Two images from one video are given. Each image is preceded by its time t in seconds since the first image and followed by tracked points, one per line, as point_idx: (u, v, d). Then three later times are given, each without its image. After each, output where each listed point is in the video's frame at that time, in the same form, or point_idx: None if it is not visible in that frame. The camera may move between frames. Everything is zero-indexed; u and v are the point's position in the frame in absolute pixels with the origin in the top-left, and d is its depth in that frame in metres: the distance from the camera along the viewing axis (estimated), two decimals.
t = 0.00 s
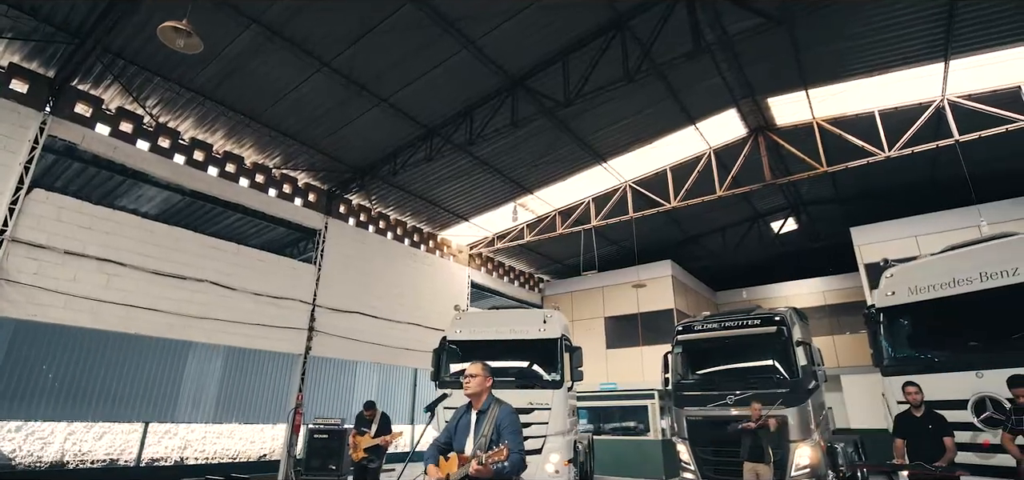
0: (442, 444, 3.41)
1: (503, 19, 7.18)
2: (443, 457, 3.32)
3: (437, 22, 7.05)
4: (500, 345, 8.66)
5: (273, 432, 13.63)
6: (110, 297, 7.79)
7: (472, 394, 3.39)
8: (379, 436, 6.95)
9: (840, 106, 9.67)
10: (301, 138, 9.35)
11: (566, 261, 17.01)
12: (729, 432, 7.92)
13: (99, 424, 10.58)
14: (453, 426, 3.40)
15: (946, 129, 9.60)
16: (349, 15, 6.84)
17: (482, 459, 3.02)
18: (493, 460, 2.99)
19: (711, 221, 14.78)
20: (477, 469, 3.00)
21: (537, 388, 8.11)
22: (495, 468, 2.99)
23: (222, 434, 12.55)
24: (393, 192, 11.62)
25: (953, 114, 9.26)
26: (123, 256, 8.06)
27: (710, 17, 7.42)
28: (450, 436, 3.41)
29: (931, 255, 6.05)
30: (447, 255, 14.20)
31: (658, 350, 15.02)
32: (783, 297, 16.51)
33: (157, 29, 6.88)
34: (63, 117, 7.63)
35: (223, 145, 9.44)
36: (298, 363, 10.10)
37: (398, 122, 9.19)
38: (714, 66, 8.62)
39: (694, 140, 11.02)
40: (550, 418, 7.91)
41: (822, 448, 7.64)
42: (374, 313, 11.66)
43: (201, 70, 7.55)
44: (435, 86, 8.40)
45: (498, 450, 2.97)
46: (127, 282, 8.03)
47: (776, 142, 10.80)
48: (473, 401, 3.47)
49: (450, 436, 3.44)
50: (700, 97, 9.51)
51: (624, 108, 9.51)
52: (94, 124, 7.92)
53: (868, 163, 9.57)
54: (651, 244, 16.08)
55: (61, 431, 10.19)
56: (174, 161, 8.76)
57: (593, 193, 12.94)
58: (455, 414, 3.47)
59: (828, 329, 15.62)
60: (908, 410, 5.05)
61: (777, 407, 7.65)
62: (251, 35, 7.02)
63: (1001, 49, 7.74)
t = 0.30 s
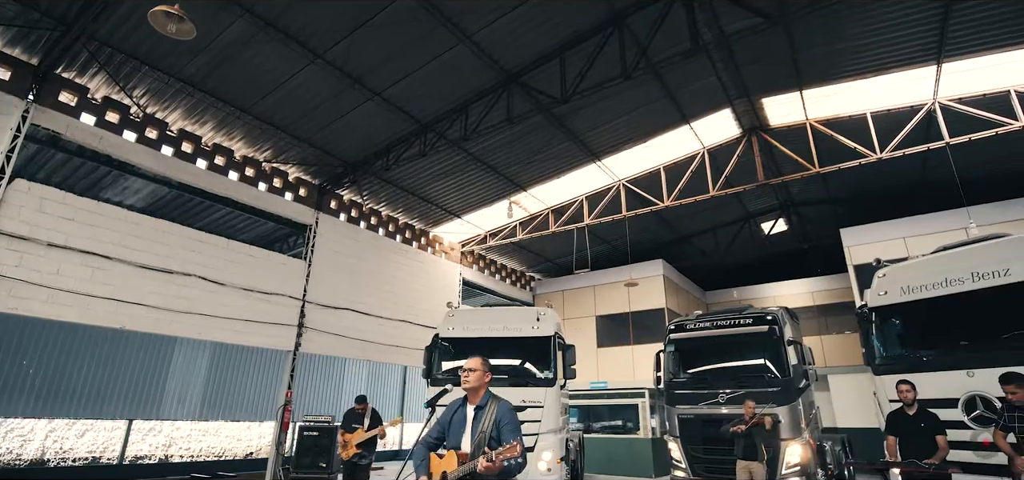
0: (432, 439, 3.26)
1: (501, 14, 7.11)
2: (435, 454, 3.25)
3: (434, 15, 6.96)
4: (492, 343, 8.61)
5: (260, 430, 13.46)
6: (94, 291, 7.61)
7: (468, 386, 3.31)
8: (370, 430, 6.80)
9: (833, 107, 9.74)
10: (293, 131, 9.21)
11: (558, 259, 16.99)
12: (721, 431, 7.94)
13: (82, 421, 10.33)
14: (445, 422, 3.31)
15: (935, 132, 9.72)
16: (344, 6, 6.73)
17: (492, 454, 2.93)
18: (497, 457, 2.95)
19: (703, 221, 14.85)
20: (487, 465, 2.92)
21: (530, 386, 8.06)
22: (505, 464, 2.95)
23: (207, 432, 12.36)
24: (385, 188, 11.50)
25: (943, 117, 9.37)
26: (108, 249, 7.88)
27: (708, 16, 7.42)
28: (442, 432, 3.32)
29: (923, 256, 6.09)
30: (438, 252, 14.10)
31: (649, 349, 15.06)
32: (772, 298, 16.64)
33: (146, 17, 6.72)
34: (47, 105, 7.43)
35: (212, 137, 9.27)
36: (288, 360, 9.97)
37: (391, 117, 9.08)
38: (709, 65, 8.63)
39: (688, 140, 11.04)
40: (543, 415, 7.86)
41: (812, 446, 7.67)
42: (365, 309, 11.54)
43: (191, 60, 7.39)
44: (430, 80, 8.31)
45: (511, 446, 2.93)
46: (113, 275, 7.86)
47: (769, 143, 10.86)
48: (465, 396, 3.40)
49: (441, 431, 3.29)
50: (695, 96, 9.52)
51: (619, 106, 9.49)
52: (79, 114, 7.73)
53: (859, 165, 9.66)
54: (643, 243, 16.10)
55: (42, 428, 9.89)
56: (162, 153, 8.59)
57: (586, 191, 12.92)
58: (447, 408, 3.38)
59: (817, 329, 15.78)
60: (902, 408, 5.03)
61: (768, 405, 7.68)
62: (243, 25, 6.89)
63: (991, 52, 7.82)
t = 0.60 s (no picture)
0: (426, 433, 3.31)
1: (497, 6, 7.03)
2: (430, 447, 3.19)
3: (429, 6, 6.85)
4: (486, 340, 8.53)
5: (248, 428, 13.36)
6: (79, 285, 7.43)
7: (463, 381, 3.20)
8: (361, 425, 6.72)
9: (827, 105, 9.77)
10: (284, 124, 9.05)
11: (550, 257, 16.93)
12: (715, 428, 7.95)
13: (66, 419, 10.10)
14: (440, 417, 3.24)
15: (927, 131, 9.78)
16: None
17: (499, 452, 2.87)
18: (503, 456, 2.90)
19: (696, 219, 14.86)
20: (497, 463, 2.85)
21: (524, 383, 8.01)
22: (515, 462, 2.91)
23: (195, 430, 12.24)
24: (377, 183, 11.37)
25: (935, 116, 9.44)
26: (93, 243, 7.70)
27: (704, 12, 7.39)
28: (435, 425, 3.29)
29: (917, 253, 6.12)
30: (431, 248, 13.98)
31: (641, 347, 15.07)
32: (763, 295, 16.73)
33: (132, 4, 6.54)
34: (30, 94, 7.23)
35: (201, 130, 9.09)
36: (278, 357, 9.82)
37: (384, 110, 8.96)
38: (705, 61, 8.62)
39: (682, 136, 11.04)
40: (538, 413, 7.81)
41: (805, 442, 7.69)
42: (356, 306, 11.41)
43: (179, 50, 7.22)
44: (425, 74, 8.20)
45: (523, 444, 2.89)
46: (98, 270, 7.68)
47: (763, 141, 10.88)
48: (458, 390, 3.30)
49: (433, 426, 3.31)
50: (690, 92, 9.51)
51: (614, 102, 9.44)
52: (63, 104, 7.54)
53: (852, 163, 9.70)
54: (635, 241, 16.10)
55: (24, 426, 9.66)
56: (149, 145, 8.41)
57: (579, 188, 12.87)
58: (440, 402, 3.30)
59: (807, 327, 15.88)
60: (900, 404, 5.13)
61: (761, 402, 7.70)
62: (233, 14, 6.73)
63: (984, 52, 7.87)
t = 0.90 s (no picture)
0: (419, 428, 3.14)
1: None
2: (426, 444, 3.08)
3: None
4: (480, 335, 8.45)
5: (238, 424, 13.14)
6: (63, 279, 7.24)
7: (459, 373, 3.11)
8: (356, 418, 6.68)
9: (822, 102, 9.79)
10: (274, 116, 8.88)
11: (543, 252, 16.88)
12: (710, 424, 7.95)
13: (50, 416, 9.86)
14: (436, 412, 3.12)
15: (922, 128, 9.83)
16: None
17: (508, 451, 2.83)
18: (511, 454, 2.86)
19: (689, 215, 14.87)
20: (506, 461, 2.82)
21: (520, 378, 7.96)
22: (525, 460, 2.88)
23: (183, 427, 12.04)
24: (370, 177, 11.22)
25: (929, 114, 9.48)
26: (77, 235, 7.50)
27: (702, 6, 7.35)
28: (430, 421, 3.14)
29: (914, 249, 6.13)
30: (423, 243, 13.86)
31: (634, 343, 15.08)
32: (754, 292, 16.81)
33: None
34: (11, 82, 7.01)
35: (189, 121, 8.89)
36: (268, 353, 9.67)
37: (378, 102, 8.82)
38: (702, 56, 8.59)
39: (678, 132, 11.02)
40: (532, 409, 7.77)
41: (799, 438, 7.69)
42: (348, 301, 11.27)
43: (167, 38, 7.03)
44: (419, 65, 8.07)
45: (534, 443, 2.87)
46: (83, 263, 7.49)
47: (757, 137, 10.89)
48: (454, 384, 3.20)
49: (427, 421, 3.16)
50: (687, 87, 9.48)
51: (610, 97, 9.39)
52: (46, 92, 7.33)
53: (847, 160, 9.73)
54: (629, 237, 16.08)
55: (5, 423, 9.43)
56: (135, 135, 8.21)
57: (574, 183, 12.81)
58: (435, 396, 3.17)
59: (798, 323, 15.98)
60: (897, 399, 5.08)
61: (756, 397, 7.69)
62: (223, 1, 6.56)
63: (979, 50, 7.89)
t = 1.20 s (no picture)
0: (421, 418, 3.04)
1: None
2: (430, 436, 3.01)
3: None
4: (477, 327, 8.38)
5: (230, 417, 13.05)
6: (52, 269, 7.09)
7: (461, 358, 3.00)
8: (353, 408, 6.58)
9: (820, 95, 9.77)
10: (268, 104, 8.72)
11: (539, 245, 16.82)
12: (707, 415, 7.96)
13: (39, 408, 9.66)
14: (440, 402, 3.04)
15: (919, 121, 9.84)
16: None
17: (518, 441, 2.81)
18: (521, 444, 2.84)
19: (685, 208, 14.86)
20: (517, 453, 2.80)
21: (517, 370, 7.93)
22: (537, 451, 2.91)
23: (174, 420, 11.93)
24: (365, 167, 11.08)
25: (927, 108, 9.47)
26: (65, 224, 7.33)
27: None
28: (433, 410, 3.05)
29: (914, 241, 6.10)
30: (418, 236, 13.76)
31: (629, 335, 15.08)
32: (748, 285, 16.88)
33: None
34: None
35: (180, 109, 8.72)
36: (262, 344, 9.55)
37: (374, 91, 8.69)
38: (701, 46, 8.53)
39: (676, 124, 10.98)
40: (531, 401, 7.74)
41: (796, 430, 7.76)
42: (343, 293, 11.16)
43: (157, 22, 6.85)
44: (417, 54, 7.94)
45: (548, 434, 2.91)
46: (73, 253, 7.33)
47: (755, 129, 10.87)
48: (458, 374, 3.12)
49: (431, 410, 3.06)
50: (685, 79, 9.43)
51: (609, 87, 9.31)
52: (32, 77, 7.14)
53: (845, 153, 9.74)
54: (624, 230, 16.05)
55: None
56: (125, 123, 8.04)
57: (571, 175, 12.74)
58: (438, 385, 3.06)
59: (792, 317, 16.06)
60: (898, 391, 5.10)
61: (753, 389, 7.70)
62: None
63: (978, 43, 7.87)
